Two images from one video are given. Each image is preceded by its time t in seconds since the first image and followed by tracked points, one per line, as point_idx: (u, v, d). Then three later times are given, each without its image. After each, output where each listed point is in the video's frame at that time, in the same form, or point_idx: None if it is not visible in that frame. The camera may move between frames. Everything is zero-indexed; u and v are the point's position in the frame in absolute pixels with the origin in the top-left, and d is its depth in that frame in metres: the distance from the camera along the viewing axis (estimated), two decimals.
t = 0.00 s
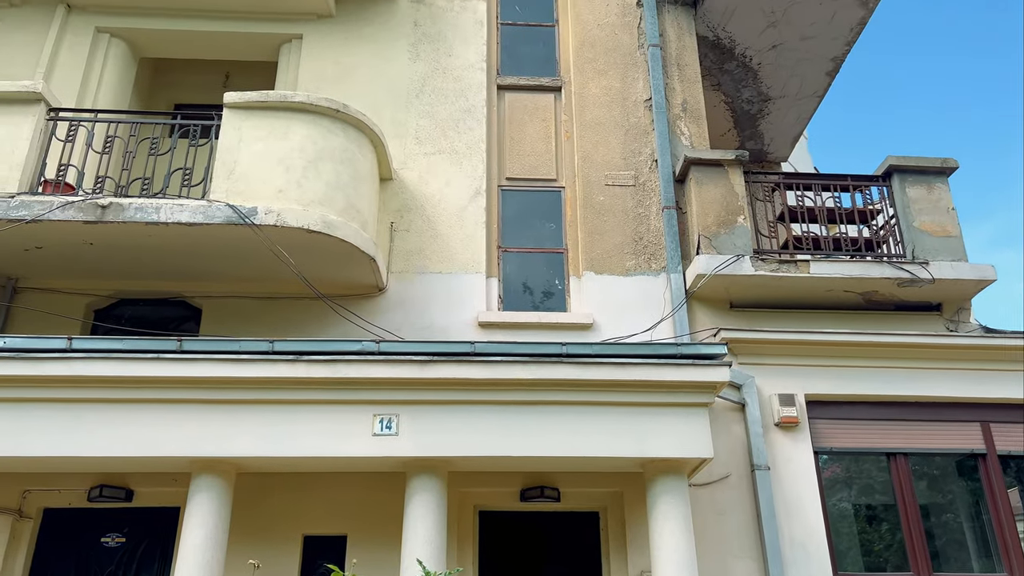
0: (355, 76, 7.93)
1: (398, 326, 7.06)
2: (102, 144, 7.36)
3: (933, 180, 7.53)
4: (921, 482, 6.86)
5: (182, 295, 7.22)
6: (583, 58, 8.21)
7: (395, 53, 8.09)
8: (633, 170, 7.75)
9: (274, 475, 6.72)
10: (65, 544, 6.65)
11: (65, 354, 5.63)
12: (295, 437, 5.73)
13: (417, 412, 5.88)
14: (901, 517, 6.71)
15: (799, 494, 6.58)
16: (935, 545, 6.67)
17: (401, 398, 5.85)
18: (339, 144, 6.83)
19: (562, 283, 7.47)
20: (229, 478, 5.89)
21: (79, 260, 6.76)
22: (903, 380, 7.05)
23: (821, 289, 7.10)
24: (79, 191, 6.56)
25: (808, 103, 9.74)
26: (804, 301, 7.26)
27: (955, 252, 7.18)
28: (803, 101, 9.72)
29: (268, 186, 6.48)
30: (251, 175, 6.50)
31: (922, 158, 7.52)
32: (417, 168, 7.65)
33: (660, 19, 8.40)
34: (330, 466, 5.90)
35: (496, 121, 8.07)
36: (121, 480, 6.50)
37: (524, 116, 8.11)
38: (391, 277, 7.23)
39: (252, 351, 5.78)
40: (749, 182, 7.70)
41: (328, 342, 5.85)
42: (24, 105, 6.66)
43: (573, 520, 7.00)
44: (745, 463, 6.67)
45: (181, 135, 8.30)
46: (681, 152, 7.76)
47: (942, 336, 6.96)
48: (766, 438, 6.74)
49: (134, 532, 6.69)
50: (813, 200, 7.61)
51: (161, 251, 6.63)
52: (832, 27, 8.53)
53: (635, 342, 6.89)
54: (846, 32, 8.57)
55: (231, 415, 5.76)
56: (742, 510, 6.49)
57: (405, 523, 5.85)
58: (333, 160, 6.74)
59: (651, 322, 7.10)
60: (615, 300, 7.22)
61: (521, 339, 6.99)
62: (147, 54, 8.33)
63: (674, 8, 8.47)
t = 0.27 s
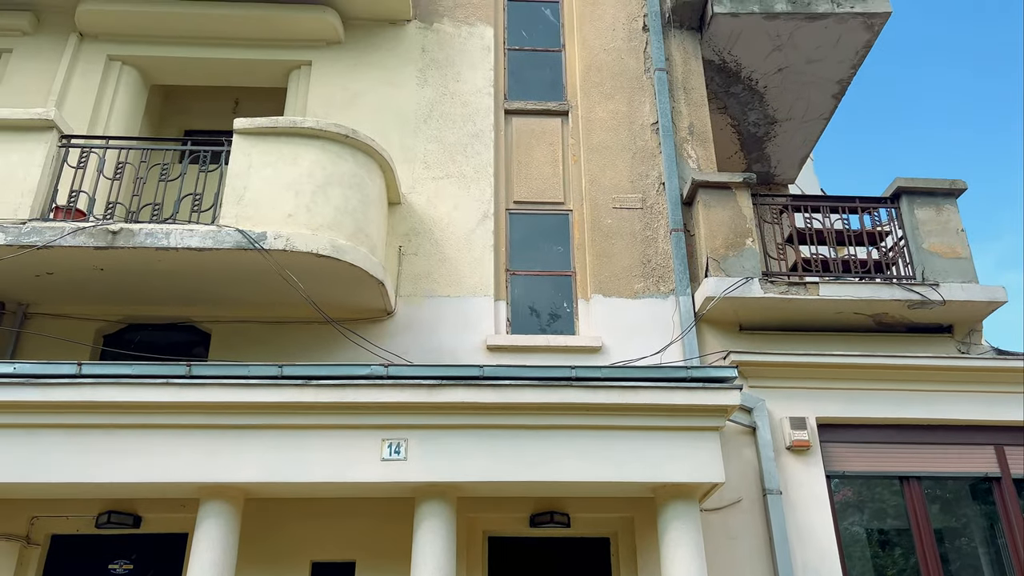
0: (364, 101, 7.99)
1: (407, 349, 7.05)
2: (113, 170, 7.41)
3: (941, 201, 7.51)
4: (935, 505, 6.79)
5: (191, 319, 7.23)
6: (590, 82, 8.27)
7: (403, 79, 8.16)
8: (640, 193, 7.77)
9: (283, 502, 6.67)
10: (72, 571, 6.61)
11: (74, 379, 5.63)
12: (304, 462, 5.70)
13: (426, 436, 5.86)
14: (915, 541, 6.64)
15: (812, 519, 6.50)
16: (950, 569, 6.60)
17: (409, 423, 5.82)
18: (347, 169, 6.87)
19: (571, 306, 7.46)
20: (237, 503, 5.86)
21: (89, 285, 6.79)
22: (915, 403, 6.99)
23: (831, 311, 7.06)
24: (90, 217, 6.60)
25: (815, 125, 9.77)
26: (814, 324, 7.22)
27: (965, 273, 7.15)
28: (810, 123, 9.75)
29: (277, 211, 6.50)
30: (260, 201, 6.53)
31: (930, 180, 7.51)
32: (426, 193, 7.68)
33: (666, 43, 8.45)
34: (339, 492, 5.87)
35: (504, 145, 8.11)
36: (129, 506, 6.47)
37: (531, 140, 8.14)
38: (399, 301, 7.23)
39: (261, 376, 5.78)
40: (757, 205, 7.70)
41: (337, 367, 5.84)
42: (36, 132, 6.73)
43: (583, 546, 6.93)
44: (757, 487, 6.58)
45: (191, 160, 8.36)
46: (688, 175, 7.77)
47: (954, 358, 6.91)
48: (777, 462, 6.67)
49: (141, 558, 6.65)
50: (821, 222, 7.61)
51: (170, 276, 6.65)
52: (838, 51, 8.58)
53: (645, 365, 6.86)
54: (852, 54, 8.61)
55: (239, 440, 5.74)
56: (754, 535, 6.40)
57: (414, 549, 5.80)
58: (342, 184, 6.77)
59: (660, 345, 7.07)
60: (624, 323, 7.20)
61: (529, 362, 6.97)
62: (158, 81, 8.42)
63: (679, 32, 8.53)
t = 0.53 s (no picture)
0: (373, 125, 8.06)
1: (417, 372, 7.05)
2: (125, 194, 7.48)
3: (951, 221, 7.50)
4: (950, 527, 6.71)
5: (201, 343, 7.25)
6: (597, 104, 8.33)
7: (412, 102, 8.23)
8: (648, 214, 7.78)
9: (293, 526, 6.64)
10: None
11: (86, 403, 5.65)
12: (314, 486, 5.69)
13: (437, 459, 5.84)
14: (930, 563, 6.56)
15: (826, 541, 6.43)
16: None
17: (419, 446, 5.81)
18: (357, 192, 6.92)
19: (580, 327, 7.45)
20: (248, 528, 5.84)
21: (101, 309, 6.82)
22: (928, 423, 6.94)
23: (842, 331, 7.04)
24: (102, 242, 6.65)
25: (822, 145, 9.79)
26: (825, 344, 7.20)
27: (976, 293, 7.12)
28: (817, 143, 9.78)
29: (287, 234, 6.55)
30: (271, 224, 6.57)
31: (939, 199, 7.50)
32: (435, 215, 7.71)
33: (672, 65, 8.51)
34: (349, 515, 5.84)
35: (512, 167, 8.15)
36: (139, 530, 6.46)
37: (539, 162, 8.18)
38: (409, 323, 7.24)
39: (272, 399, 5.78)
40: (766, 225, 7.71)
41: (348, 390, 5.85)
42: (50, 158, 6.80)
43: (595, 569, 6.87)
44: (770, 509, 6.52)
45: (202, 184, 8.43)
46: (696, 196, 7.79)
47: (966, 378, 6.87)
48: (790, 483, 6.62)
49: None
50: (831, 241, 7.60)
51: (182, 299, 6.68)
52: (844, 71, 8.62)
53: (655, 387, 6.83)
54: (859, 75, 8.65)
55: (250, 464, 5.74)
56: (768, 559, 6.32)
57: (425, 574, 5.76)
58: (352, 208, 6.82)
59: (671, 366, 7.05)
60: (634, 344, 7.18)
61: (539, 384, 6.96)
62: (170, 106, 8.51)
63: (686, 54, 8.58)
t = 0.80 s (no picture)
0: (383, 144, 8.11)
1: (427, 390, 7.04)
2: (137, 215, 7.53)
3: (962, 235, 7.48)
4: (966, 544, 6.65)
5: (213, 362, 7.27)
6: (605, 122, 8.36)
7: (422, 122, 8.29)
8: (657, 231, 7.78)
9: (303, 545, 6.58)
10: None
11: (99, 424, 5.66)
12: (326, 506, 5.67)
13: (449, 478, 5.82)
14: None
15: (842, 560, 6.36)
16: None
17: (431, 465, 5.80)
18: (368, 211, 6.95)
19: (590, 343, 7.44)
20: (260, 548, 5.83)
21: (113, 329, 6.85)
22: (943, 439, 6.88)
23: (854, 347, 7.01)
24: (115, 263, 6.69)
25: (830, 160, 9.80)
26: (837, 360, 7.16)
27: (989, 307, 7.08)
28: (825, 158, 9.79)
29: (299, 253, 6.58)
30: (282, 244, 6.61)
31: (950, 214, 7.49)
32: (445, 233, 7.74)
33: (680, 83, 8.54)
34: (361, 535, 5.82)
35: (521, 185, 8.18)
36: (151, 551, 6.44)
37: (548, 180, 8.21)
38: (420, 341, 7.25)
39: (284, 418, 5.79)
40: (776, 241, 7.70)
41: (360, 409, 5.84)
42: (64, 180, 6.86)
43: None
44: (784, 527, 6.46)
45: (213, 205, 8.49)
46: (706, 212, 7.80)
47: (981, 393, 6.82)
48: (804, 500, 6.56)
49: None
50: (841, 257, 7.59)
51: (193, 319, 6.71)
52: (852, 87, 8.64)
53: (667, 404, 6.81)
54: (867, 90, 8.67)
55: (262, 484, 5.73)
56: None
57: None
58: (363, 226, 6.85)
59: (683, 383, 7.01)
60: (645, 361, 7.16)
61: (550, 401, 6.94)
62: (181, 128, 8.59)
63: (694, 71, 8.62)
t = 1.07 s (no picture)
0: (393, 160, 8.15)
1: (439, 405, 7.02)
2: (150, 233, 7.58)
3: (975, 246, 7.43)
4: (985, 559, 6.53)
5: (225, 379, 7.29)
6: (614, 136, 8.38)
7: (431, 138, 8.32)
8: (668, 244, 7.77)
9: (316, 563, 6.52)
10: None
11: (112, 441, 5.67)
12: (339, 522, 5.65)
13: (462, 494, 5.79)
14: None
15: None
16: None
17: (443, 480, 5.78)
18: (379, 227, 6.97)
19: (602, 357, 7.42)
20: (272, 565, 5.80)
21: (126, 347, 6.88)
22: (959, 452, 6.81)
23: (868, 359, 6.96)
24: (127, 280, 6.73)
25: (841, 172, 9.79)
26: (850, 373, 7.12)
27: (1004, 318, 7.02)
28: (836, 171, 9.78)
29: (310, 270, 6.60)
30: (294, 260, 6.63)
31: (963, 225, 7.45)
32: (455, 248, 7.75)
33: (689, 96, 8.55)
34: (373, 552, 5.79)
35: (531, 200, 8.19)
36: (163, 569, 6.43)
37: (558, 195, 8.22)
38: (431, 356, 7.24)
39: (296, 435, 5.78)
40: (788, 253, 7.67)
41: (372, 425, 5.83)
42: (78, 199, 6.91)
43: None
44: (799, 542, 6.39)
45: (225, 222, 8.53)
46: (716, 226, 7.78)
47: (997, 406, 6.76)
48: (819, 515, 6.49)
49: None
50: (853, 269, 7.55)
51: (205, 336, 6.73)
52: (861, 99, 8.64)
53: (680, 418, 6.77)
54: (876, 102, 8.66)
55: (274, 500, 5.72)
56: None
57: None
58: (374, 242, 6.87)
59: (696, 397, 6.97)
60: (657, 375, 7.13)
61: (563, 417, 6.91)
62: (193, 146, 8.65)
63: (702, 85, 8.63)
